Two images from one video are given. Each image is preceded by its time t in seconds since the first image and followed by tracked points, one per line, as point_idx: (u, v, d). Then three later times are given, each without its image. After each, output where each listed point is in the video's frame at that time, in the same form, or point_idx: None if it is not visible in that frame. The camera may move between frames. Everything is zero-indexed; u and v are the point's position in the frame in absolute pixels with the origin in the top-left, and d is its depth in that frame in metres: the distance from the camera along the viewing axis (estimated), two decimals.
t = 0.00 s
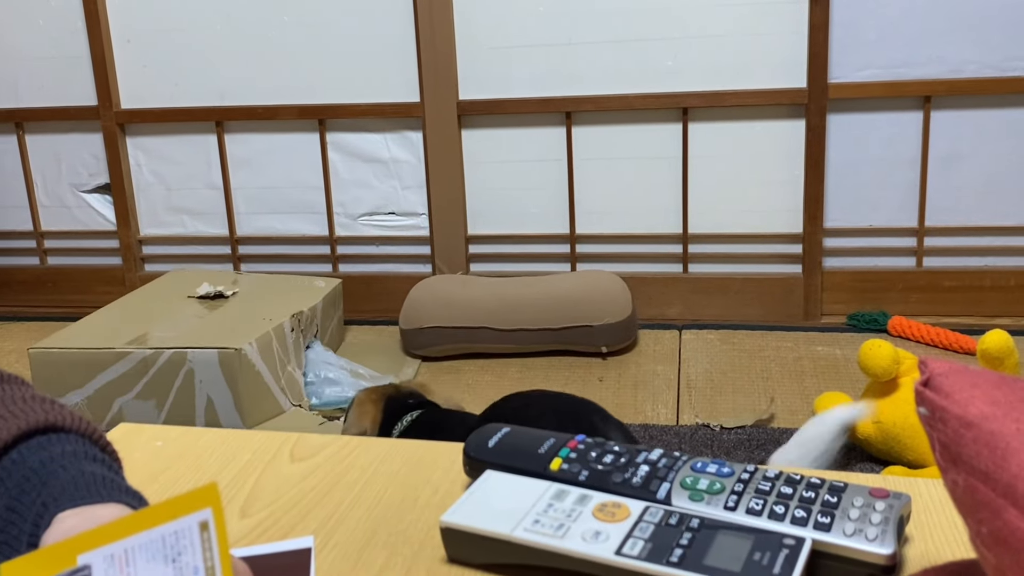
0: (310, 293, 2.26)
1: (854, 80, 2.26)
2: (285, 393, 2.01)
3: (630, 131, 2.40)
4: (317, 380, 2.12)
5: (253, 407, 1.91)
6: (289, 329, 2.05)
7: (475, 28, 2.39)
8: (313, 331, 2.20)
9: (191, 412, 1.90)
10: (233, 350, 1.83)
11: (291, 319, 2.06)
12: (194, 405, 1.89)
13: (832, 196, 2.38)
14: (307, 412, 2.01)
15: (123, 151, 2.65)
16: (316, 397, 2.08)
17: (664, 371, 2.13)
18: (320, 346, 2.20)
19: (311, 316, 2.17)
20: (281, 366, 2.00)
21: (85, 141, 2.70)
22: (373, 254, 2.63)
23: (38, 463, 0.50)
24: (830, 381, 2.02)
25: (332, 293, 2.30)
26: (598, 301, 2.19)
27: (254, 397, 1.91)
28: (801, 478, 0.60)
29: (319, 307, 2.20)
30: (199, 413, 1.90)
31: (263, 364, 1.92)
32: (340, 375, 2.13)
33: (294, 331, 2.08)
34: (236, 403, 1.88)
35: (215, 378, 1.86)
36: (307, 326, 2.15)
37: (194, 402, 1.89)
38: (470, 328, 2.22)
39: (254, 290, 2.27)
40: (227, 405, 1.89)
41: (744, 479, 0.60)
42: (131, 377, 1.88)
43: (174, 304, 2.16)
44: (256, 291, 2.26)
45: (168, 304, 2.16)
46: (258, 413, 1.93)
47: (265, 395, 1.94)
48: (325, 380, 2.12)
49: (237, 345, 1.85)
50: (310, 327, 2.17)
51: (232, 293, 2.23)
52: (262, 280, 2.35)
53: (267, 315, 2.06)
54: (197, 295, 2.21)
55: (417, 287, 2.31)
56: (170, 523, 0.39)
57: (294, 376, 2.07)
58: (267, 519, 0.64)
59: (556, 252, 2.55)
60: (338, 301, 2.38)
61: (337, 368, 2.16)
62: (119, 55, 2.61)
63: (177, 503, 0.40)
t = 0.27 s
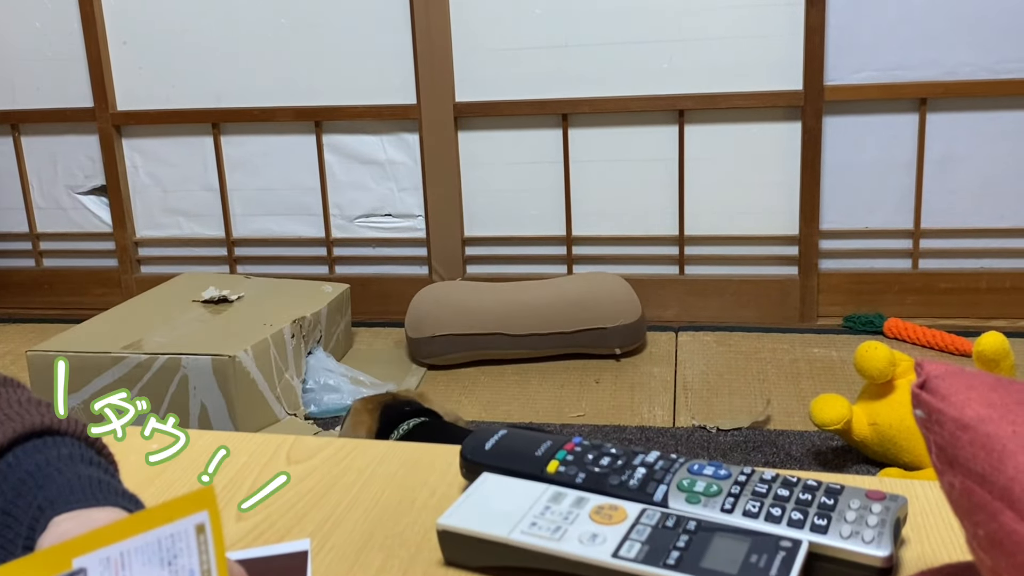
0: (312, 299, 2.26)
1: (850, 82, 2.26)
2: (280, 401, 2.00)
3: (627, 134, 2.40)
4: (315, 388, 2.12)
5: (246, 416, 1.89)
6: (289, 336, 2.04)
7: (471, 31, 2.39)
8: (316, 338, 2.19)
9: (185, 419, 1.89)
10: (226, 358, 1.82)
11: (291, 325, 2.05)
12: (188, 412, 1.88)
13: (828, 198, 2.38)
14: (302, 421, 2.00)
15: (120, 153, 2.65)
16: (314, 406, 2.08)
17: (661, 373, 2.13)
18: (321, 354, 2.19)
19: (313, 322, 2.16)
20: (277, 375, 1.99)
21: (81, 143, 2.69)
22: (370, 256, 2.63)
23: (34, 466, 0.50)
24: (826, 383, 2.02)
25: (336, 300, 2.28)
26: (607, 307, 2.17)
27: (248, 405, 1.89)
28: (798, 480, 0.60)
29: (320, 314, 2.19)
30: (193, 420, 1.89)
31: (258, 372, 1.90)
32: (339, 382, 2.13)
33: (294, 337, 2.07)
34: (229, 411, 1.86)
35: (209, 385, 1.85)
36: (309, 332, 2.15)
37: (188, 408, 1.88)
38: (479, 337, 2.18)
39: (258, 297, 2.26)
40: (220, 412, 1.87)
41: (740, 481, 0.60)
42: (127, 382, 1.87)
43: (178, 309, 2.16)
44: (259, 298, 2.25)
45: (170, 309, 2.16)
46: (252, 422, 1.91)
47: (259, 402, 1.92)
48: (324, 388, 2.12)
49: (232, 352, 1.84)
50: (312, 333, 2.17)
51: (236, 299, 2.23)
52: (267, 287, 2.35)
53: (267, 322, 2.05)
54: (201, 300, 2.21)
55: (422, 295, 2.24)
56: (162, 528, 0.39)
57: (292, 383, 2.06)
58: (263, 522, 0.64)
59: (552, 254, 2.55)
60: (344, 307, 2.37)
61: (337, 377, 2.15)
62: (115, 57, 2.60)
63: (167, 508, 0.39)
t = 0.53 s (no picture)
0: (308, 304, 2.25)
1: (844, 87, 2.27)
2: (275, 407, 1.99)
3: (621, 138, 2.41)
4: (310, 394, 2.12)
5: (241, 421, 1.88)
6: (284, 341, 2.04)
7: (466, 35, 2.39)
8: (311, 343, 2.19)
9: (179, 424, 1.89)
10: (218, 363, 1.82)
11: (286, 330, 2.05)
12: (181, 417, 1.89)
13: (822, 203, 2.39)
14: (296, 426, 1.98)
15: (114, 157, 2.65)
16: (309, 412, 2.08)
17: (655, 377, 2.13)
18: (317, 359, 2.18)
19: (308, 327, 2.16)
20: (271, 380, 1.98)
21: (75, 147, 2.69)
22: (364, 260, 2.63)
23: (32, 487, 0.50)
24: (820, 388, 2.03)
25: (332, 304, 2.28)
26: (605, 312, 2.18)
27: (241, 411, 1.89)
28: (793, 486, 0.60)
29: (316, 319, 2.19)
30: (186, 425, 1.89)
31: (252, 378, 1.90)
32: (334, 388, 2.13)
33: (289, 342, 2.06)
34: (222, 416, 1.87)
35: (202, 390, 1.85)
36: (304, 337, 2.14)
37: (182, 414, 1.88)
38: (477, 342, 2.17)
39: (254, 302, 2.26)
40: (214, 417, 1.88)
41: (735, 486, 0.60)
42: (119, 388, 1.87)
43: (173, 315, 2.16)
44: (255, 303, 2.25)
45: (165, 315, 2.16)
46: (246, 428, 1.91)
47: (253, 408, 1.92)
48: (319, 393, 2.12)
49: (225, 357, 1.84)
50: (307, 338, 2.16)
51: (231, 304, 2.22)
52: (262, 292, 2.34)
53: (261, 327, 2.05)
54: (197, 306, 2.21)
55: (418, 300, 2.23)
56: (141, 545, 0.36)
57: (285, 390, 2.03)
58: (258, 528, 0.64)
59: (547, 258, 2.55)
60: (341, 311, 2.37)
61: (332, 382, 2.14)
62: (109, 61, 2.60)
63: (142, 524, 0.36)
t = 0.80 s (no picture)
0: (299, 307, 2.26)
1: (836, 92, 2.28)
2: (263, 411, 1.98)
3: (615, 142, 2.41)
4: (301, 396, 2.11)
5: (231, 426, 1.88)
6: (274, 345, 2.04)
7: (460, 40, 2.40)
8: (303, 345, 2.20)
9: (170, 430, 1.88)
10: (209, 366, 1.81)
11: (277, 333, 2.06)
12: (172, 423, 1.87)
13: (815, 207, 2.39)
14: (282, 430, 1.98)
15: (106, 161, 2.64)
16: (301, 416, 2.07)
17: (649, 382, 2.13)
18: (308, 362, 2.19)
19: (300, 330, 2.16)
20: (260, 384, 1.98)
21: (68, 151, 2.68)
22: (358, 264, 2.63)
23: (23, 487, 0.50)
24: (814, 392, 2.03)
25: (324, 308, 2.28)
26: (599, 315, 2.18)
27: (231, 415, 1.88)
28: (788, 492, 0.60)
29: (308, 322, 2.19)
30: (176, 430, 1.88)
31: (241, 382, 1.90)
32: (326, 389, 2.13)
33: (280, 346, 2.07)
34: (212, 421, 1.85)
35: (193, 395, 1.84)
36: (295, 340, 2.15)
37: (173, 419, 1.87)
38: (471, 346, 2.17)
39: (245, 306, 2.26)
40: (205, 422, 1.86)
41: (731, 493, 0.60)
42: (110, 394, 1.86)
43: (166, 320, 2.16)
44: (247, 307, 2.25)
45: (157, 320, 2.15)
46: (237, 432, 1.90)
47: (243, 411, 1.91)
48: (311, 395, 2.11)
49: (215, 361, 1.84)
50: (298, 342, 2.16)
51: (223, 309, 2.23)
52: (254, 296, 2.34)
53: (253, 330, 2.05)
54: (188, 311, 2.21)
55: (412, 305, 2.23)
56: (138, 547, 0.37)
57: (276, 393, 2.04)
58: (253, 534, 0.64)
59: (540, 262, 2.55)
60: (334, 315, 2.37)
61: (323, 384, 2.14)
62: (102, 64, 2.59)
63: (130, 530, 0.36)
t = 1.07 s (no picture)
0: (287, 309, 2.25)
1: (827, 97, 2.28)
2: (241, 416, 1.96)
3: (606, 147, 2.41)
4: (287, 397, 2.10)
5: (215, 429, 1.87)
6: (260, 347, 2.04)
7: (452, 44, 2.40)
8: (289, 345, 2.19)
9: (154, 436, 1.85)
10: (195, 372, 1.80)
11: (263, 335, 2.05)
12: (157, 429, 1.85)
13: (805, 213, 2.40)
14: (264, 434, 1.97)
15: (96, 165, 2.63)
16: (286, 416, 2.05)
17: (641, 386, 2.13)
18: (294, 360, 2.19)
19: (287, 330, 2.16)
20: (242, 388, 1.96)
21: (57, 154, 2.67)
22: (348, 269, 2.62)
23: (12, 494, 0.50)
24: (804, 397, 2.03)
25: (313, 308, 2.28)
26: (590, 318, 2.18)
27: (215, 421, 1.87)
28: (782, 498, 0.60)
29: (295, 323, 2.18)
30: (161, 434, 1.86)
31: (223, 388, 1.88)
32: (311, 388, 2.13)
33: (265, 348, 2.06)
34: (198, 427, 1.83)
35: (178, 400, 1.82)
36: (281, 340, 2.14)
37: (158, 425, 1.84)
38: (463, 351, 2.16)
39: (234, 309, 2.25)
40: (191, 428, 1.84)
41: (725, 499, 0.60)
42: (95, 400, 1.83)
43: (154, 323, 2.14)
44: (236, 309, 2.24)
45: (144, 323, 2.14)
46: (220, 437, 1.89)
47: (223, 417, 1.89)
48: (298, 394, 2.11)
49: (200, 366, 1.82)
50: (284, 342, 2.16)
51: (212, 311, 2.22)
52: (243, 300, 2.33)
53: (240, 333, 2.05)
54: (177, 313, 2.20)
55: (404, 309, 2.23)
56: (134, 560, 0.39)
57: (255, 398, 2.02)
58: (244, 542, 0.63)
59: (532, 267, 2.55)
60: (324, 314, 2.37)
61: (309, 384, 2.14)
62: (91, 68, 2.58)
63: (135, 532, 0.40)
